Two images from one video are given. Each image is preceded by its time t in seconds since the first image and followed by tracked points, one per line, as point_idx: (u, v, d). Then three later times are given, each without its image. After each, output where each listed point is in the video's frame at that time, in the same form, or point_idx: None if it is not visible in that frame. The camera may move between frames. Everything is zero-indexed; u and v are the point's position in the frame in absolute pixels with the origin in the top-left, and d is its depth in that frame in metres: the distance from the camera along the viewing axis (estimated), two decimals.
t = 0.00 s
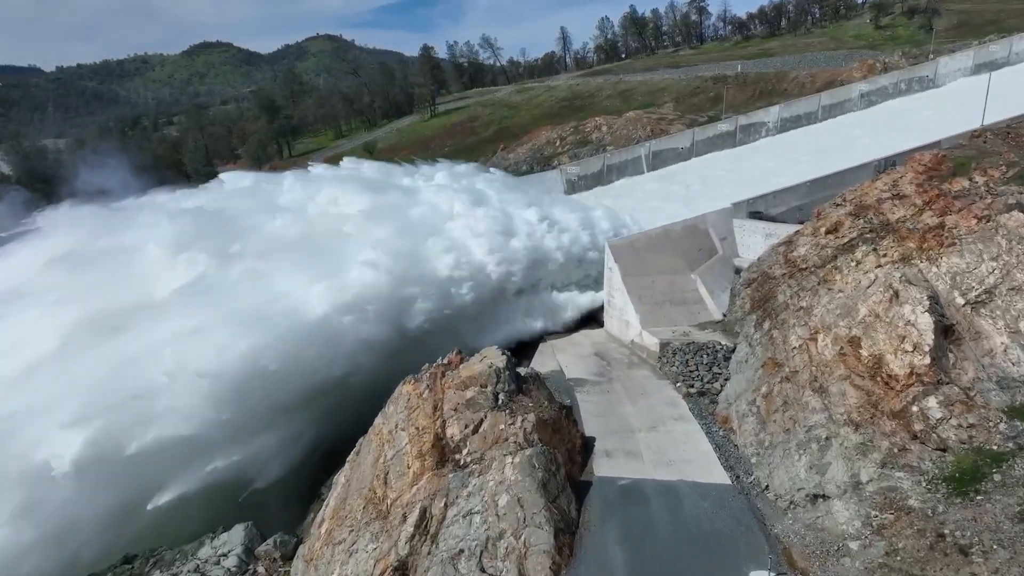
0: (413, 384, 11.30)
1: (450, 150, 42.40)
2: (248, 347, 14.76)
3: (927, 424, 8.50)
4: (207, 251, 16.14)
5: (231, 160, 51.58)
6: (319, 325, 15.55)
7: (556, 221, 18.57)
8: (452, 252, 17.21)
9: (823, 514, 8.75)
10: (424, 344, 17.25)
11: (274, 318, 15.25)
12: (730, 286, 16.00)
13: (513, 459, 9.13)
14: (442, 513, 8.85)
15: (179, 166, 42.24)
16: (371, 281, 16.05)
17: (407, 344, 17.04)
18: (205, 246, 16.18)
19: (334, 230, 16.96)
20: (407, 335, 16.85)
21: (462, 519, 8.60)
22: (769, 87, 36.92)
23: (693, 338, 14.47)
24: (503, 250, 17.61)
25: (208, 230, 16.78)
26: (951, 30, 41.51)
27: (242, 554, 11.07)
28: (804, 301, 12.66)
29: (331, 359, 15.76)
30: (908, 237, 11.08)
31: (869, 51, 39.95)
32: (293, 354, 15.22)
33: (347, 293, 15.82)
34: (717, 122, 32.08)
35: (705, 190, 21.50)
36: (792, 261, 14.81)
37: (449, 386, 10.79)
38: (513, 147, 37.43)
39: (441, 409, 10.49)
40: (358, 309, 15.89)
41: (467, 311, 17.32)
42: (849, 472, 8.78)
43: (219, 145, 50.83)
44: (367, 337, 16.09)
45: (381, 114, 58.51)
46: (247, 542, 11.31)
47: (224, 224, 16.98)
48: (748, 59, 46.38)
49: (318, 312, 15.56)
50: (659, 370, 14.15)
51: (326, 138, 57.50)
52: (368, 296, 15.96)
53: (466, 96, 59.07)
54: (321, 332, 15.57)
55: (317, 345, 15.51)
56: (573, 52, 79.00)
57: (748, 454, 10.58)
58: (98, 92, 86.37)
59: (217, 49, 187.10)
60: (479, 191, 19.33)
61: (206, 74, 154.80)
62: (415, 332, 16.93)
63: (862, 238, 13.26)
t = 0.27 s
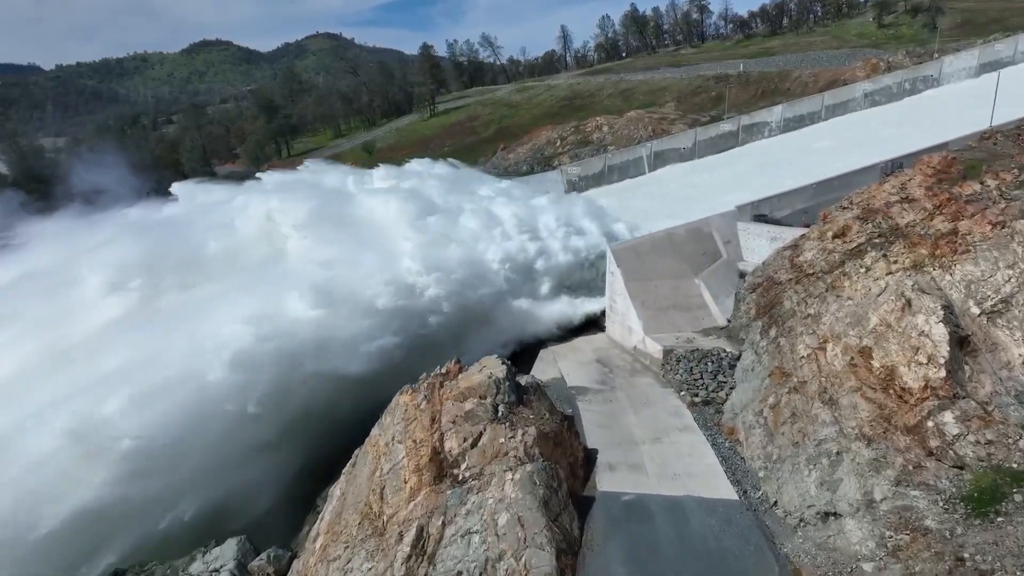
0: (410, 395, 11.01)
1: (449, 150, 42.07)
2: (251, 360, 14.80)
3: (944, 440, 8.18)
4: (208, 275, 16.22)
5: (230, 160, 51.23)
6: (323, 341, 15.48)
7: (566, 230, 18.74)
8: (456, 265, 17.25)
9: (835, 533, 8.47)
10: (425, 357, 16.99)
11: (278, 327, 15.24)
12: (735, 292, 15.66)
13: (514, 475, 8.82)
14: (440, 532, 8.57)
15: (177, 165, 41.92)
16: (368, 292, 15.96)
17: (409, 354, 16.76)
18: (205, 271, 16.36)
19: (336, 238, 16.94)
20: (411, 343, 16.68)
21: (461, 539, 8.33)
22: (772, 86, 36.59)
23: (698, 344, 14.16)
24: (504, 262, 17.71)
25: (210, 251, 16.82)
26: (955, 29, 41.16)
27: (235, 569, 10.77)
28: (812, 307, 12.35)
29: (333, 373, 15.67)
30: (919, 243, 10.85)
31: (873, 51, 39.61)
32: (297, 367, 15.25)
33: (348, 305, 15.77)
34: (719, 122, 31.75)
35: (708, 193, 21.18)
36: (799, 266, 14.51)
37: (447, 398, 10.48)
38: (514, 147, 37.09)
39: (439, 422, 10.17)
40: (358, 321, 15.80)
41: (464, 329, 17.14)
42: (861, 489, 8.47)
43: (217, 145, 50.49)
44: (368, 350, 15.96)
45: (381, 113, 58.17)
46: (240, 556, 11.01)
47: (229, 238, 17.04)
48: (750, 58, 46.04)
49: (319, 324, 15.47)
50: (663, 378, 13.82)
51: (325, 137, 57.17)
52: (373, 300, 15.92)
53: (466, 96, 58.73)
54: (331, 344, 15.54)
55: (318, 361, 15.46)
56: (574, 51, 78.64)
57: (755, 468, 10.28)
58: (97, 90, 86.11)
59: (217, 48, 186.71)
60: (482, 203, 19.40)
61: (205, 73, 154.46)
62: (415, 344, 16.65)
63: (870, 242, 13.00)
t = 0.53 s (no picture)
0: (408, 404, 10.73)
1: (449, 147, 41.71)
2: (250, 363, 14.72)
3: (960, 457, 7.86)
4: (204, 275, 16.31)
5: (228, 158, 50.87)
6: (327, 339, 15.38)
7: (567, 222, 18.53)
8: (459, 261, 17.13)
9: (846, 553, 8.33)
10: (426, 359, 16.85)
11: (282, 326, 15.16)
12: (740, 295, 15.18)
13: (513, 492, 8.52)
14: (438, 551, 8.30)
15: (174, 163, 41.58)
16: (374, 287, 15.90)
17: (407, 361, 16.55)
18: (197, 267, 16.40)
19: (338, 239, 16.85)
20: (416, 342, 16.61)
21: (458, 559, 8.03)
22: (774, 83, 36.21)
23: (702, 350, 13.86)
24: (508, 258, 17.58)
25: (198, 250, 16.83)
26: (959, 25, 40.74)
27: None
28: (819, 313, 12.04)
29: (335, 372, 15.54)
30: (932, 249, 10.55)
31: (876, 47, 39.21)
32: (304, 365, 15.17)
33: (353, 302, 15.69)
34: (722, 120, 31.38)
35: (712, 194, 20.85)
36: (805, 269, 14.21)
37: (445, 409, 10.19)
38: (514, 145, 36.73)
39: (436, 434, 9.88)
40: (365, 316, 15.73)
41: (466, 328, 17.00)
42: (874, 507, 8.22)
43: (215, 142, 50.12)
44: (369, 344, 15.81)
45: (380, 110, 57.76)
46: (233, 570, 10.74)
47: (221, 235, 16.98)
48: (752, 54, 45.62)
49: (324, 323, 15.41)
50: (666, 385, 13.50)
51: (324, 134, 56.80)
52: (379, 298, 15.88)
53: (466, 92, 58.32)
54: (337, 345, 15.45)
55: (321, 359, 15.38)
56: (574, 47, 78.17)
57: (762, 481, 9.99)
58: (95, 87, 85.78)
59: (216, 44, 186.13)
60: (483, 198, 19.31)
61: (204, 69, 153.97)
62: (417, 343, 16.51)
63: (879, 247, 12.68)
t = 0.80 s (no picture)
0: (405, 414, 10.46)
1: (448, 143, 41.35)
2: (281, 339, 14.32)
3: (977, 474, 7.58)
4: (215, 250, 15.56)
5: (226, 153, 50.47)
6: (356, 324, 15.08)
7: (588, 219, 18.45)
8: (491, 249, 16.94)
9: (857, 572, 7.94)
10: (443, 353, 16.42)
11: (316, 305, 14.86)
12: (745, 297, 15.14)
13: (514, 508, 8.25)
14: (436, 570, 8.03)
15: (171, 158, 41.19)
16: (411, 275, 15.72)
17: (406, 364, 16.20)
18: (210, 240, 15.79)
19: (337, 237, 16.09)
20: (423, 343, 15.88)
21: None
22: (777, 79, 35.86)
23: (706, 354, 13.57)
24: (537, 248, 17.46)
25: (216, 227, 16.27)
26: (964, 19, 40.32)
27: None
28: (827, 318, 11.75)
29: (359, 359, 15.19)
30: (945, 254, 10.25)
31: (880, 41, 38.81)
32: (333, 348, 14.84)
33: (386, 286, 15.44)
34: (725, 115, 31.05)
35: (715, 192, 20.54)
36: (812, 272, 13.92)
37: (444, 419, 9.92)
38: (513, 141, 36.35)
39: (434, 445, 9.61)
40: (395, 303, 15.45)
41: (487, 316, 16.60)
42: (887, 526, 7.93)
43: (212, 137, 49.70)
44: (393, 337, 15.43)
45: (379, 105, 57.35)
46: None
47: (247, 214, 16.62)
48: (754, 48, 45.20)
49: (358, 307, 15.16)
50: (669, 391, 13.21)
51: (322, 129, 56.39)
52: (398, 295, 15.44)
53: (466, 86, 57.90)
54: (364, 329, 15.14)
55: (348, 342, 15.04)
56: (574, 41, 77.65)
57: (769, 493, 9.68)
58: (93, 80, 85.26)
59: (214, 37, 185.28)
60: (508, 193, 19.30)
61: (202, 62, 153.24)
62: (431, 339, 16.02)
63: (888, 250, 12.38)
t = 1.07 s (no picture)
0: (402, 422, 10.20)
1: (448, 137, 40.94)
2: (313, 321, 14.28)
3: (995, 492, 7.29)
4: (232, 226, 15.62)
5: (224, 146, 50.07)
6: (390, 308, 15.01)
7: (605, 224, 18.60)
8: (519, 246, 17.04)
9: None
10: (457, 353, 16.40)
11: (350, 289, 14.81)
12: (749, 299, 14.81)
13: (514, 525, 8.00)
14: None
15: (168, 152, 40.79)
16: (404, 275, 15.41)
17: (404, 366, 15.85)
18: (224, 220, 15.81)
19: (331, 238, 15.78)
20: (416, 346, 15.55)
21: None
22: (780, 72, 35.45)
23: (710, 358, 13.30)
24: (547, 249, 17.32)
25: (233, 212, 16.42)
26: (969, 11, 39.83)
27: None
28: (834, 323, 11.46)
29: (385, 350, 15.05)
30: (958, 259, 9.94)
31: (884, 33, 38.35)
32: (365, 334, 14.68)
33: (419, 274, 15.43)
34: (727, 109, 30.65)
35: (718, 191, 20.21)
36: (818, 274, 13.63)
37: (441, 429, 9.64)
38: (513, 135, 35.95)
39: (431, 457, 9.34)
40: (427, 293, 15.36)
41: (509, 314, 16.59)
42: (901, 545, 7.74)
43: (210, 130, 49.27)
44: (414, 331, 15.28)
45: (377, 98, 56.87)
46: None
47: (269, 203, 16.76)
48: (757, 40, 44.70)
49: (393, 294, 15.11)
50: (672, 396, 12.95)
51: (321, 122, 55.93)
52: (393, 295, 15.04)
53: (466, 78, 57.40)
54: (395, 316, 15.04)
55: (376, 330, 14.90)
56: (574, 32, 77.00)
57: (777, 506, 9.43)
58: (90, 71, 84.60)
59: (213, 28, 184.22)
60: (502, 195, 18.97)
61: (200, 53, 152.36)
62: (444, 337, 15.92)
63: (898, 253, 12.08)
